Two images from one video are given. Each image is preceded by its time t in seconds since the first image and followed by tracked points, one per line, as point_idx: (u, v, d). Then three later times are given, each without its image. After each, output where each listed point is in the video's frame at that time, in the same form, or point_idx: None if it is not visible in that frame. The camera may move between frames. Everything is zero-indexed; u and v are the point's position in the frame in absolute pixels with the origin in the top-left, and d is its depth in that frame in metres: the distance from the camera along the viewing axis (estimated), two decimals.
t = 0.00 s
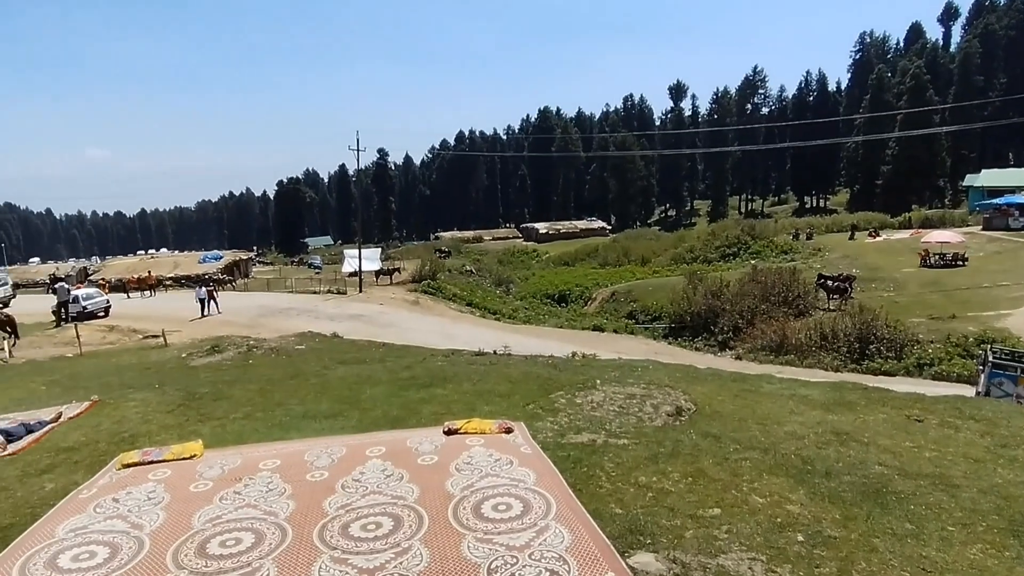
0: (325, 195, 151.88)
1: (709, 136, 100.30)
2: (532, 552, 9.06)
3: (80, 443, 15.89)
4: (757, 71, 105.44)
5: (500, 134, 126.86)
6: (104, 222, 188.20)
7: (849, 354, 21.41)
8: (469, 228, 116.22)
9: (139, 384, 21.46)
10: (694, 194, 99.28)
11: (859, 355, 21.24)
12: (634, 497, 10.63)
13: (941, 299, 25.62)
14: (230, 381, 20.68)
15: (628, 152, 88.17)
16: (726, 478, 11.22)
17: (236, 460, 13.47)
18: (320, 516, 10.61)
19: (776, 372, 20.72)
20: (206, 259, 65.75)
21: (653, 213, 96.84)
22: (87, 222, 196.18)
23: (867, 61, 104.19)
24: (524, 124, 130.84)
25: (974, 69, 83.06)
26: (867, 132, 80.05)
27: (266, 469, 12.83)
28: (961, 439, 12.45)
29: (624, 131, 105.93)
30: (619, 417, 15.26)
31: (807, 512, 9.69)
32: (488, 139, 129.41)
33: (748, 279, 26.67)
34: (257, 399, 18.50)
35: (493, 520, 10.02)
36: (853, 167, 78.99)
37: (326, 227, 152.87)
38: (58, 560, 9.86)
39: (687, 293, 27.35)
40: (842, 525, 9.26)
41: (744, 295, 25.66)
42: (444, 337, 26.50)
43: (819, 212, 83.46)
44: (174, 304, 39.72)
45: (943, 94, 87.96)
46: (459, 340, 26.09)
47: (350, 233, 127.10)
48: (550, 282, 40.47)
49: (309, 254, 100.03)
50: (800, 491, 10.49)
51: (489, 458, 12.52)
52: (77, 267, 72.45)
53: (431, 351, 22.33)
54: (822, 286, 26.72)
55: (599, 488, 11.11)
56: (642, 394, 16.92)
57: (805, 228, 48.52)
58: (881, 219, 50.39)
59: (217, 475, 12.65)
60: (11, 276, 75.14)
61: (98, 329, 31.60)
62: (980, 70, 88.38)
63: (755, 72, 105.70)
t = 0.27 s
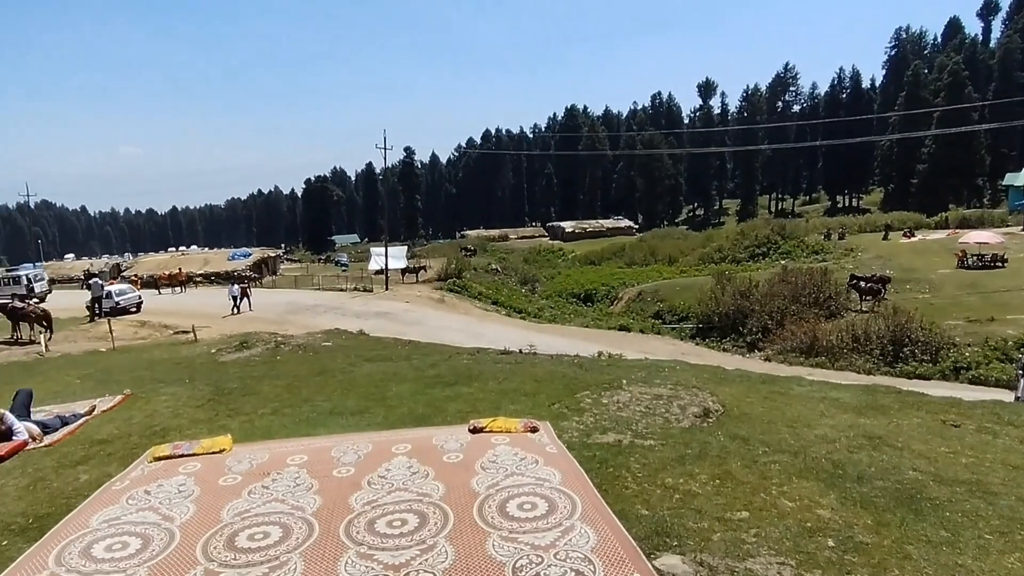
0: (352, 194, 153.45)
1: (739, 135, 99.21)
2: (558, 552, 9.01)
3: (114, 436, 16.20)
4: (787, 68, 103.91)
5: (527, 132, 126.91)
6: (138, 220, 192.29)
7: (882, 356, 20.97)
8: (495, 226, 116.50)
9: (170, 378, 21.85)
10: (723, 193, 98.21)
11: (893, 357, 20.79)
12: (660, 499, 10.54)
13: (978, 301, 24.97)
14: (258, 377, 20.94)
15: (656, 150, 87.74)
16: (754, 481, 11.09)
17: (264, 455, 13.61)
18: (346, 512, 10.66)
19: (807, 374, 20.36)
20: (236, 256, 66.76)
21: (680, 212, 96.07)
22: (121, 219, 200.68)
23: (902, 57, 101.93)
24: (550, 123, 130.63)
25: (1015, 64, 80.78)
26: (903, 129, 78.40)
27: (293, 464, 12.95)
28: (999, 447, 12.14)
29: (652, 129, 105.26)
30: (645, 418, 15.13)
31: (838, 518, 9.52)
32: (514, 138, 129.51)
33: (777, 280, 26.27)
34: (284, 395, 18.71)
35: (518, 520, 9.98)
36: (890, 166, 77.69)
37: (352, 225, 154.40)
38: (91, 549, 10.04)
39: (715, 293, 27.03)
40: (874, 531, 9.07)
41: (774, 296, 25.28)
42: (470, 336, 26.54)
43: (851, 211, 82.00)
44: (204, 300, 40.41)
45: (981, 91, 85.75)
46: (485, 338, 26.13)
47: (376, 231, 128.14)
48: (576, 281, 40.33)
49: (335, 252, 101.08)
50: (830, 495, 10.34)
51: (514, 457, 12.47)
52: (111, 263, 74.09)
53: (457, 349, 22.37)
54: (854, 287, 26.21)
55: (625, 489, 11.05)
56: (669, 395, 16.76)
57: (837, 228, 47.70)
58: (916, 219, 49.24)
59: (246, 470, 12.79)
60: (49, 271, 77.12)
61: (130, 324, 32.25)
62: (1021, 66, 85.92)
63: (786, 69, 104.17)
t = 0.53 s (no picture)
0: (379, 192, 154.78)
1: (770, 133, 97.96)
2: (583, 552, 8.94)
3: (146, 429, 16.48)
4: (820, 65, 102.20)
5: (554, 131, 126.69)
6: (169, 217, 195.98)
7: (917, 359, 20.44)
8: (521, 225, 116.65)
9: (200, 374, 22.16)
10: (753, 192, 96.96)
11: (928, 361, 20.26)
12: (688, 502, 10.44)
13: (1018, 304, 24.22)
14: (286, 374, 21.15)
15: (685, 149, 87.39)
16: (785, 485, 10.94)
17: (291, 450, 13.71)
18: (373, 508, 10.67)
19: (838, 377, 19.94)
20: (265, 253, 67.63)
21: (709, 211, 95.20)
22: (153, 216, 204.76)
23: (940, 53, 99.50)
24: (578, 122, 130.30)
25: None
26: (940, 127, 76.63)
27: (321, 460, 13.02)
28: None
29: (681, 127, 104.50)
30: (673, 419, 14.95)
31: (872, 524, 9.39)
32: (541, 137, 129.41)
33: (809, 280, 25.81)
34: (312, 392, 18.87)
35: (544, 519, 9.91)
36: (926, 164, 76.20)
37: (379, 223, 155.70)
38: (124, 540, 10.18)
39: (745, 293, 26.65)
40: (908, 538, 8.99)
41: (805, 297, 24.83)
42: (495, 334, 26.51)
43: (884, 211, 80.41)
44: (234, 297, 41.01)
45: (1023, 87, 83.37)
46: (510, 337, 26.09)
47: (403, 229, 129.16)
48: (603, 281, 40.12)
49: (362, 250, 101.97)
50: (863, 501, 10.20)
51: (540, 456, 12.39)
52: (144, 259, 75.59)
53: (483, 348, 22.35)
54: (888, 288, 25.62)
55: (653, 490, 10.97)
56: (697, 397, 16.53)
57: (871, 228, 46.73)
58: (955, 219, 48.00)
59: (274, 465, 12.87)
60: (84, 267, 78.96)
61: (162, 320, 32.82)
62: None
63: (818, 66, 102.47)
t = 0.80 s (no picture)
0: (408, 190, 156.00)
1: (803, 131, 96.48)
2: (611, 553, 8.85)
3: (179, 423, 16.79)
4: (856, 62, 100.25)
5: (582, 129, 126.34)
6: (202, 215, 199.84)
7: (955, 364, 19.89)
8: (549, 224, 116.65)
9: (231, 369, 22.51)
10: (786, 191, 95.50)
11: (967, 365, 19.66)
12: (717, 504, 10.32)
13: None
14: (315, 370, 21.38)
15: (717, 147, 86.68)
16: (817, 488, 10.76)
17: (320, 446, 13.83)
18: (400, 504, 10.71)
19: (872, 380, 19.50)
20: (294, 251, 68.52)
21: (740, 211, 94.14)
22: (186, 213, 208.95)
23: (981, 48, 96.82)
24: (606, 120, 129.74)
25: None
26: (981, 125, 74.64)
27: (349, 456, 13.11)
28: None
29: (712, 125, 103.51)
30: (702, 421, 14.75)
31: (907, 531, 9.21)
32: (570, 136, 129.12)
33: (842, 281, 25.32)
34: (340, 388, 19.04)
35: (571, 518, 9.83)
36: (966, 163, 74.36)
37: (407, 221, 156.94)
38: (158, 531, 10.36)
39: (776, 294, 26.24)
40: (944, 546, 8.81)
41: (838, 299, 24.37)
42: (522, 333, 26.49)
43: (921, 211, 78.59)
44: (265, 293, 41.64)
45: None
46: (537, 336, 26.05)
47: (431, 228, 130.06)
48: (631, 280, 39.87)
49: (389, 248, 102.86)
50: (897, 507, 10.00)
51: (568, 456, 12.31)
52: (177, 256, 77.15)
53: (510, 347, 22.32)
54: (925, 290, 25.00)
55: (681, 492, 10.84)
56: (727, 398, 16.30)
57: (908, 228, 45.69)
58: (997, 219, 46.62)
59: (303, 460, 13.00)
60: (120, 263, 80.83)
61: (194, 316, 33.41)
62: None
63: (854, 62, 100.54)
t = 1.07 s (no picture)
0: (436, 189, 156.90)
1: (837, 129, 94.72)
2: (639, 554, 8.75)
3: (210, 417, 17.06)
4: (894, 58, 98.06)
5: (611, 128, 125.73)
6: (234, 213, 203.35)
7: (996, 368, 19.27)
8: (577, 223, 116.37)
9: (262, 365, 22.83)
10: (819, 190, 93.85)
11: (1008, 369, 19.02)
12: (748, 507, 10.14)
13: None
14: (343, 367, 21.56)
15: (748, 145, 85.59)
16: (851, 493, 10.54)
17: (349, 443, 13.92)
18: (428, 502, 10.73)
19: (909, 384, 19.02)
20: (323, 249, 69.33)
21: (772, 210, 92.76)
22: (219, 212, 212.98)
23: None
24: (636, 119, 128.88)
25: None
26: None
27: (377, 453, 13.17)
28: None
29: (744, 124, 102.27)
30: (733, 422, 14.53)
31: (944, 538, 8.99)
32: (598, 134, 128.54)
33: (878, 282, 24.75)
34: (369, 385, 19.20)
35: (598, 519, 9.75)
36: (1009, 160, 72.21)
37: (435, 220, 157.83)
38: (191, 524, 10.53)
39: (809, 295, 25.74)
40: (985, 555, 8.56)
41: (874, 300, 23.82)
42: (549, 333, 26.41)
43: (960, 211, 76.53)
44: (295, 291, 42.17)
45: None
46: (565, 336, 25.94)
47: (459, 227, 130.63)
48: (660, 280, 39.52)
49: (417, 247, 103.62)
50: (935, 514, 9.75)
51: (596, 456, 12.21)
52: (211, 253, 78.60)
53: (538, 346, 22.26)
54: (965, 292, 24.29)
55: (711, 494, 10.69)
56: (758, 400, 16.05)
57: (947, 228, 44.61)
58: None
59: (333, 456, 13.11)
60: (154, 260, 82.57)
61: (226, 313, 33.97)
62: None
63: (891, 58, 98.37)
